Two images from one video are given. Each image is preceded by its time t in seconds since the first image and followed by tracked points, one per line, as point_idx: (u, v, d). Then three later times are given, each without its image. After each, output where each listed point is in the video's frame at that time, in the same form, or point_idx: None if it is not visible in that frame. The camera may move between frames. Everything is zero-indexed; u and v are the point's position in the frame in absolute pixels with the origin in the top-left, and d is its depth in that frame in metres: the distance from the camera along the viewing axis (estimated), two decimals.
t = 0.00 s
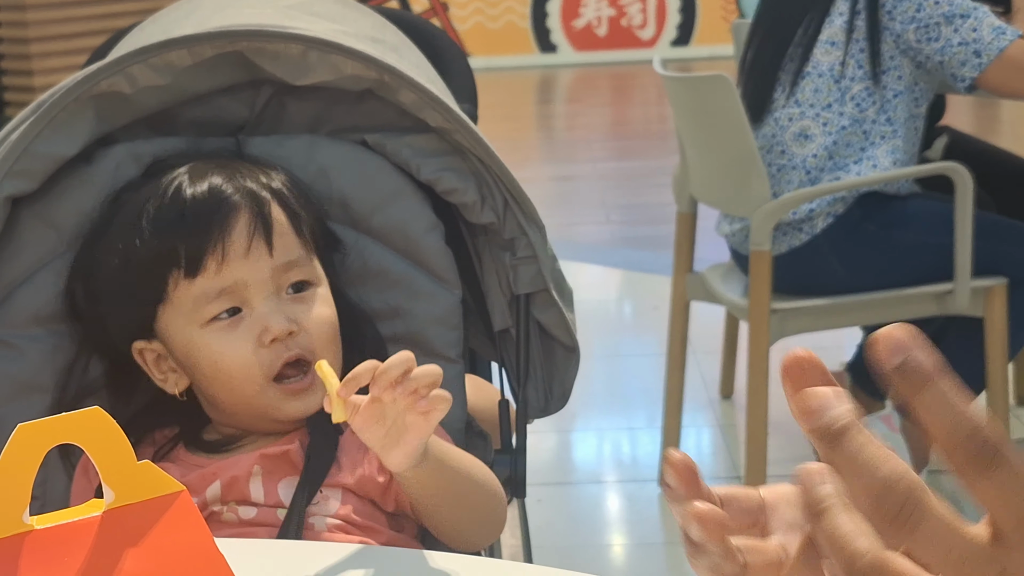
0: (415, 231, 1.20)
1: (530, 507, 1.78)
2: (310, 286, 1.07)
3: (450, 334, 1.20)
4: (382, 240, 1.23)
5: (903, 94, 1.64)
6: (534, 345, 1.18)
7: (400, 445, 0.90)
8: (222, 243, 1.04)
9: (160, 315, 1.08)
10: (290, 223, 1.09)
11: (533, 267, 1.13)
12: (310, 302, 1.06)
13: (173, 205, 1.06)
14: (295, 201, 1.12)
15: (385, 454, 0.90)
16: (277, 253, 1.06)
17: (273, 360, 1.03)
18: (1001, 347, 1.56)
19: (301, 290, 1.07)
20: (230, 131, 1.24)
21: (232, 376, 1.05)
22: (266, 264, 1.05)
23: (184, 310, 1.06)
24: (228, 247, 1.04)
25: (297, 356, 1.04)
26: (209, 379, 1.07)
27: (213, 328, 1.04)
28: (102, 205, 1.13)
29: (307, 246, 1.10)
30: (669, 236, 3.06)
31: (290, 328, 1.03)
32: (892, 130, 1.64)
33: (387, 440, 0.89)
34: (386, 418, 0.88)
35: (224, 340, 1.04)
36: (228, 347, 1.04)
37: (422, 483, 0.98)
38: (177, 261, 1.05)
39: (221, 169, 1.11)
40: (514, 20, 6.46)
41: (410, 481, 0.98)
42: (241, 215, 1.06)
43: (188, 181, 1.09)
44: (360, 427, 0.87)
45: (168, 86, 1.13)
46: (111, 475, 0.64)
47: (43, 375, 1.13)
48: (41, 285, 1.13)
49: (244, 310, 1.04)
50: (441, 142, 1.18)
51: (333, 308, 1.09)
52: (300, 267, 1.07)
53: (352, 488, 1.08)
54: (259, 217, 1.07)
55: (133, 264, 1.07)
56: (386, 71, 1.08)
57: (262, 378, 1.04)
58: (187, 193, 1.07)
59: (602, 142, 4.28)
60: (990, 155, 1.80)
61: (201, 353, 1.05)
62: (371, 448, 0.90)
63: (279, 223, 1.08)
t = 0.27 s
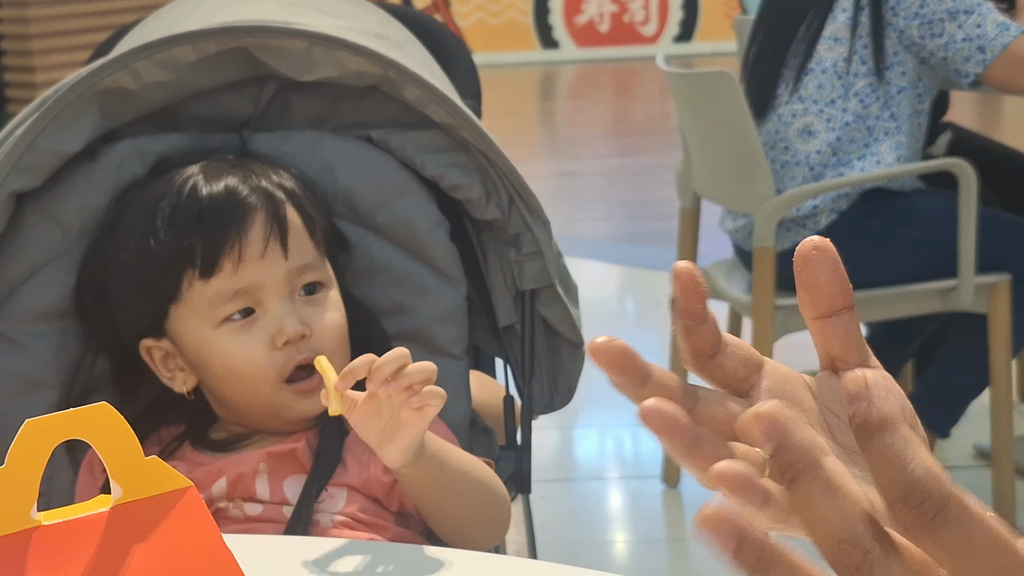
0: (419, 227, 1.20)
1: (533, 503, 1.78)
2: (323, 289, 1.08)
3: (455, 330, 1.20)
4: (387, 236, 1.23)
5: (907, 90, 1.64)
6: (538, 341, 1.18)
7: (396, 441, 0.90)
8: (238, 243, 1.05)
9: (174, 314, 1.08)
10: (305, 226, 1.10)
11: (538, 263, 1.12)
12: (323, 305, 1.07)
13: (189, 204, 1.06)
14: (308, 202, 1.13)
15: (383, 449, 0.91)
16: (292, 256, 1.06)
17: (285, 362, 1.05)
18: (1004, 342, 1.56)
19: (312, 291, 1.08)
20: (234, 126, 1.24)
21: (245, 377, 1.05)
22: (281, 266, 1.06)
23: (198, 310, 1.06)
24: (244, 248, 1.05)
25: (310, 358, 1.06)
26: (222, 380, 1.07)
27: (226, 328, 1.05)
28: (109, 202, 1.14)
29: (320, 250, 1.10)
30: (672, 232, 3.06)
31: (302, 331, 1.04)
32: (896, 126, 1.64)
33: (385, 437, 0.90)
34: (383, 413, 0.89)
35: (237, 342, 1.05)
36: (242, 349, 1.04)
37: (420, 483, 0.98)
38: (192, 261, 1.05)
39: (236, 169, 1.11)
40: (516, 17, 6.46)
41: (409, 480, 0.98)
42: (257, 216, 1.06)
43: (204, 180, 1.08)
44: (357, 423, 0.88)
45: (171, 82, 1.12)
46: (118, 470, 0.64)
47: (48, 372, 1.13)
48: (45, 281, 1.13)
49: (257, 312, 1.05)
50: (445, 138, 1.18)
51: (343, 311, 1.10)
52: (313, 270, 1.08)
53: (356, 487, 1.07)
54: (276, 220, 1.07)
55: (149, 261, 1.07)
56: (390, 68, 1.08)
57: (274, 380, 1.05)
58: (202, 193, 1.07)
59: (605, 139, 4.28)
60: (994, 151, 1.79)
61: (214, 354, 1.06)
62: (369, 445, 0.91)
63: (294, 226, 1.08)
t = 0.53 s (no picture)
0: (423, 223, 1.20)
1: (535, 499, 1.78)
2: (322, 288, 1.08)
3: (458, 326, 1.20)
4: (391, 232, 1.23)
5: (909, 86, 1.64)
6: (542, 337, 1.18)
7: (394, 441, 0.90)
8: (236, 244, 1.05)
9: (173, 312, 1.09)
10: (304, 224, 1.10)
11: (541, 259, 1.12)
12: (322, 304, 1.07)
13: (188, 203, 1.06)
14: (307, 200, 1.13)
15: (381, 449, 0.91)
16: (290, 255, 1.06)
17: (283, 362, 1.04)
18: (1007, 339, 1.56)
19: (311, 291, 1.07)
20: (237, 122, 1.24)
21: (244, 375, 1.05)
22: (280, 266, 1.05)
23: (196, 310, 1.06)
24: (241, 248, 1.05)
25: (308, 357, 1.05)
26: (221, 379, 1.07)
27: (225, 328, 1.05)
28: (111, 199, 1.14)
29: (319, 248, 1.10)
30: (674, 228, 3.06)
31: (301, 331, 1.04)
32: (898, 123, 1.64)
33: (383, 437, 0.90)
34: (381, 414, 0.89)
35: (235, 341, 1.04)
36: (241, 348, 1.04)
37: (419, 482, 0.99)
38: (191, 261, 1.05)
39: (234, 167, 1.11)
40: (519, 13, 6.46)
41: (408, 479, 0.98)
42: (255, 215, 1.06)
43: (202, 178, 1.08)
44: (355, 422, 0.88)
45: (175, 77, 1.12)
46: (124, 465, 0.63)
47: (51, 367, 1.13)
48: (49, 276, 1.13)
49: (255, 311, 1.05)
50: (449, 134, 1.18)
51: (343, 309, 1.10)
52: (312, 269, 1.08)
53: (358, 484, 1.08)
54: (272, 218, 1.07)
55: (148, 260, 1.07)
56: (394, 62, 1.08)
57: (273, 378, 1.05)
58: (201, 191, 1.07)
59: (607, 135, 4.27)
60: (996, 148, 1.80)
61: (213, 352, 1.06)
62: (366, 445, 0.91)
63: (292, 224, 1.08)
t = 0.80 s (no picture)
0: (426, 220, 1.20)
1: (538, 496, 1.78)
2: (343, 283, 1.09)
3: (462, 323, 1.21)
4: (394, 229, 1.22)
5: (912, 84, 1.64)
6: (545, 334, 1.18)
7: (387, 443, 0.91)
8: (268, 236, 1.05)
9: (196, 302, 1.08)
10: (326, 221, 1.11)
11: (545, 255, 1.13)
12: (343, 298, 1.08)
13: (214, 195, 1.06)
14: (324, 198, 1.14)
15: (373, 449, 0.92)
16: (317, 250, 1.08)
17: (310, 354, 1.05)
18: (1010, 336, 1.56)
19: (333, 285, 1.08)
20: (243, 117, 1.24)
21: (268, 367, 1.06)
22: (308, 260, 1.06)
23: (223, 301, 1.06)
24: (274, 240, 1.05)
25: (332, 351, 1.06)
26: (243, 371, 1.07)
27: (252, 320, 1.05)
28: (115, 195, 1.14)
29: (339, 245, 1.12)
30: (676, 225, 3.06)
31: (328, 323, 1.05)
32: (902, 120, 1.64)
33: (376, 437, 0.91)
34: (377, 414, 0.89)
35: (261, 333, 1.05)
36: (268, 340, 1.05)
37: (410, 486, 0.98)
38: (221, 251, 1.05)
39: (258, 162, 1.11)
40: (521, 10, 6.46)
41: (399, 482, 0.98)
42: (285, 209, 1.07)
43: (227, 171, 1.08)
44: (350, 418, 0.89)
45: (179, 74, 1.12)
46: (128, 462, 0.63)
47: (54, 364, 1.13)
48: (52, 273, 1.13)
49: (281, 303, 1.05)
50: (453, 130, 1.18)
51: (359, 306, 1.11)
52: (336, 265, 1.09)
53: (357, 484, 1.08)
54: (302, 212, 1.08)
55: (173, 249, 1.06)
56: (399, 60, 1.08)
57: (299, 371, 1.06)
58: (228, 183, 1.07)
59: (609, 132, 4.27)
60: (999, 145, 1.80)
61: (238, 344, 1.06)
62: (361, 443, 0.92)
63: (319, 220, 1.10)
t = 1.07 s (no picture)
0: (430, 217, 1.20)
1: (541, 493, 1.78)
2: (340, 279, 1.09)
3: (466, 320, 1.20)
4: (397, 226, 1.22)
5: (916, 81, 1.63)
6: (549, 331, 1.18)
7: (388, 436, 0.91)
8: (263, 235, 1.05)
9: (194, 303, 1.08)
10: (323, 216, 1.11)
11: (549, 252, 1.13)
12: (340, 294, 1.08)
13: (209, 195, 1.06)
14: (320, 193, 1.14)
15: (373, 440, 0.92)
16: (313, 247, 1.07)
17: (308, 352, 1.06)
18: (1013, 333, 1.56)
19: (330, 282, 1.08)
20: (248, 113, 1.24)
21: (267, 366, 1.06)
22: (304, 258, 1.06)
23: (221, 302, 1.06)
24: (269, 239, 1.05)
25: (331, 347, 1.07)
26: (242, 371, 1.08)
27: (250, 319, 1.05)
28: (116, 192, 1.14)
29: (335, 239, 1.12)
30: (680, 222, 3.06)
31: (325, 321, 1.05)
32: (905, 117, 1.63)
33: (378, 428, 0.91)
34: (381, 405, 0.89)
35: (259, 332, 1.05)
36: (266, 339, 1.05)
37: (409, 479, 0.99)
38: (217, 252, 1.05)
39: (252, 160, 1.10)
40: (524, 7, 6.45)
41: (397, 475, 0.99)
42: (279, 206, 1.06)
43: (220, 171, 1.07)
44: (355, 407, 0.89)
45: (183, 70, 1.12)
46: (132, 460, 0.63)
47: (57, 361, 1.14)
48: (55, 270, 1.13)
49: (278, 302, 1.05)
50: (456, 127, 1.18)
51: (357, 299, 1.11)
52: (333, 261, 1.09)
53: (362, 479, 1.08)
54: (296, 210, 1.07)
55: (170, 251, 1.06)
56: (402, 56, 1.08)
57: (297, 369, 1.06)
58: (222, 184, 1.06)
59: (612, 129, 4.27)
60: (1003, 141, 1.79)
61: (236, 345, 1.06)
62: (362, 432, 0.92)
63: (313, 217, 1.09)
